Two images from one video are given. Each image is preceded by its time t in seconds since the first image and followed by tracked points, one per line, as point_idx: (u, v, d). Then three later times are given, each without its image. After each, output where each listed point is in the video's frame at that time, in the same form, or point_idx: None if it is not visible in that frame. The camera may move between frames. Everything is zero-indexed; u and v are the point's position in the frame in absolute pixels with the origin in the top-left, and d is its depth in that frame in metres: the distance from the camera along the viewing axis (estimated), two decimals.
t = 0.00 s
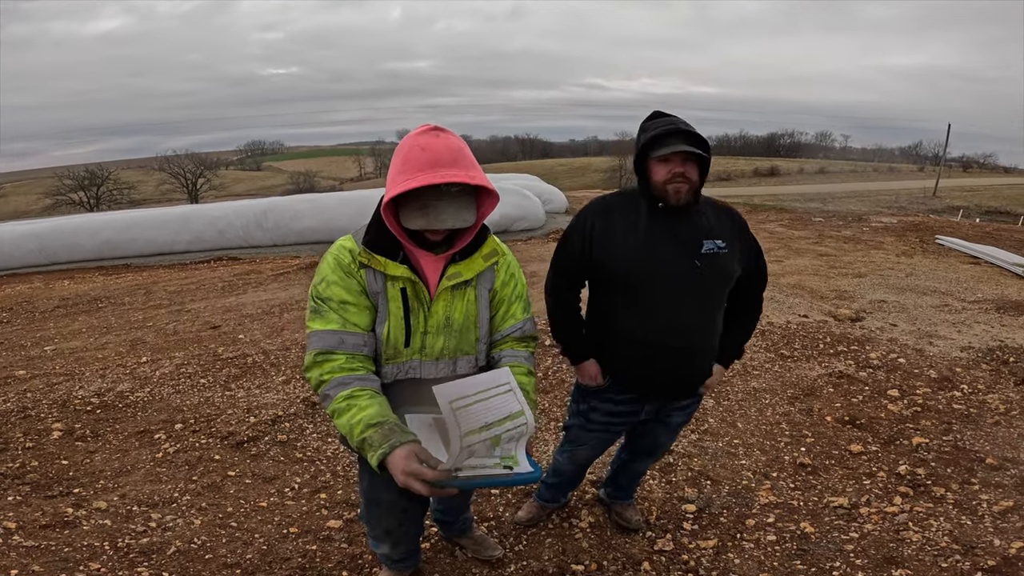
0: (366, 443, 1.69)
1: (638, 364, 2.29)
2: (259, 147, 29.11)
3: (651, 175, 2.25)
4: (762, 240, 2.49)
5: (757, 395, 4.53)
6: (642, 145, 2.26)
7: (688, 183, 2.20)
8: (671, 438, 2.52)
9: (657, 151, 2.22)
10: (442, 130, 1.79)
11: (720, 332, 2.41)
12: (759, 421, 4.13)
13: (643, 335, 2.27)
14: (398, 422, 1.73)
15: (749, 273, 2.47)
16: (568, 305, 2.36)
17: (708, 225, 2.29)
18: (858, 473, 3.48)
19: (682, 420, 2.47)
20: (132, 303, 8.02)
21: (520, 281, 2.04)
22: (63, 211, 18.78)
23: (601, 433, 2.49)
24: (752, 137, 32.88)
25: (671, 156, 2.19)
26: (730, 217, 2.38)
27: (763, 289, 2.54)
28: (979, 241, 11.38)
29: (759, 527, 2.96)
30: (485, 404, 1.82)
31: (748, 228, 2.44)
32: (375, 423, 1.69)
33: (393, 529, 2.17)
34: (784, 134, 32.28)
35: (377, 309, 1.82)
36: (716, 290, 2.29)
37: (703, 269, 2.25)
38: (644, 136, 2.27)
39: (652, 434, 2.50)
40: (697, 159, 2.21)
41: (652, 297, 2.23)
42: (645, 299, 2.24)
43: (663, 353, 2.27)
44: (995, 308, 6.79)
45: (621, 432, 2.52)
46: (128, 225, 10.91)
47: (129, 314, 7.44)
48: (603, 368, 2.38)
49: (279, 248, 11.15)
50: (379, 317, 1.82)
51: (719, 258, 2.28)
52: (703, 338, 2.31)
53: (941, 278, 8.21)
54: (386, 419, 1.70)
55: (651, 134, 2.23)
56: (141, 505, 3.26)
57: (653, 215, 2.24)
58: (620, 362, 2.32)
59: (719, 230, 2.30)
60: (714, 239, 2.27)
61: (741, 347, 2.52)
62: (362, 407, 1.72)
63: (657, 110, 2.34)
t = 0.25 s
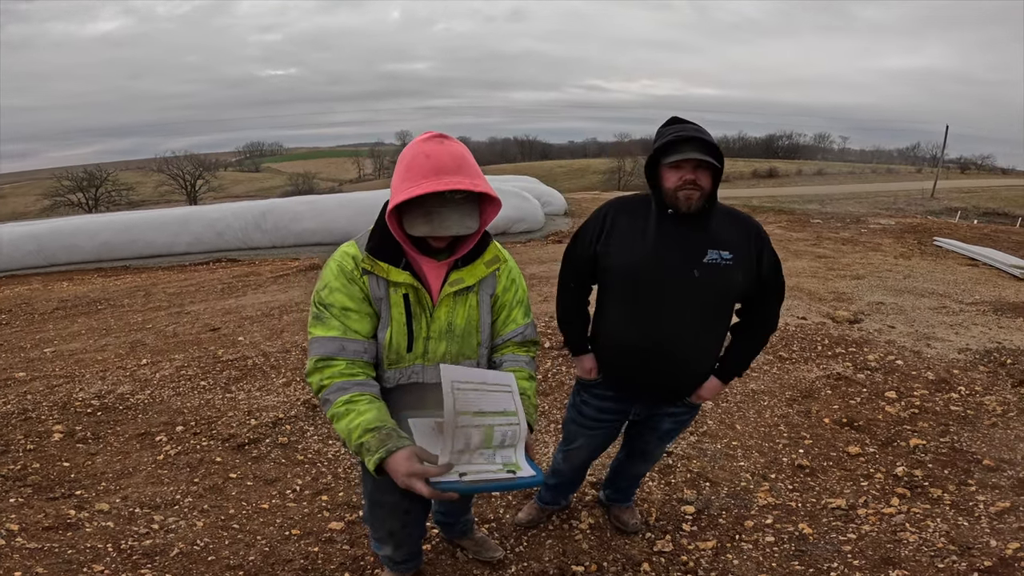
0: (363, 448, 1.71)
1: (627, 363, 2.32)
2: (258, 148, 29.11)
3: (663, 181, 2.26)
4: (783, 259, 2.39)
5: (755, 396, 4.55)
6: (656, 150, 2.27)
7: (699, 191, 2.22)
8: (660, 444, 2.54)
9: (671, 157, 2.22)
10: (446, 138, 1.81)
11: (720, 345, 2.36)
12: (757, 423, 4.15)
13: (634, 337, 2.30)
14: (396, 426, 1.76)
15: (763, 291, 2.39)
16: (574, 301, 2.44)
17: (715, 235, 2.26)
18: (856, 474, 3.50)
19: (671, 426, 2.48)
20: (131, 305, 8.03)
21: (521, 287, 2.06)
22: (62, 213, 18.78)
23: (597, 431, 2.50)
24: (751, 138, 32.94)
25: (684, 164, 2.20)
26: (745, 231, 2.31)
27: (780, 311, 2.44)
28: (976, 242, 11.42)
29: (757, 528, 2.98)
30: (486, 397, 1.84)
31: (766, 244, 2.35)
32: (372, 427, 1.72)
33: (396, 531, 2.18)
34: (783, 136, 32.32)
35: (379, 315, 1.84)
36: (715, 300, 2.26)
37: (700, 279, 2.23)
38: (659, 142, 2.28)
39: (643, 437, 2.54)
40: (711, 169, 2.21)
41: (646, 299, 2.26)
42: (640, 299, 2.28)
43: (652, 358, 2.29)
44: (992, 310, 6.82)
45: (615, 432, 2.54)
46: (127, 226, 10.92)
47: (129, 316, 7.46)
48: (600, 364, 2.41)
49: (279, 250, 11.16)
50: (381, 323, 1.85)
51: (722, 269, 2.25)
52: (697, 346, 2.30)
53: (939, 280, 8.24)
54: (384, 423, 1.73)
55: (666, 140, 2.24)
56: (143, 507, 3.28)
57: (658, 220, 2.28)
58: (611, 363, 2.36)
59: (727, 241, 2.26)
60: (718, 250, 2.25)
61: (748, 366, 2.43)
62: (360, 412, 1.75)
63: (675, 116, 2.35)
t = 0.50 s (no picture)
0: (360, 449, 1.73)
1: (625, 369, 2.35)
2: (255, 151, 29.10)
3: (670, 195, 2.25)
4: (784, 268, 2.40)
5: (751, 400, 4.58)
6: (665, 163, 2.23)
7: (707, 205, 2.22)
8: (655, 449, 2.56)
9: (683, 172, 2.20)
10: (443, 143, 1.85)
11: (718, 353, 2.38)
12: (753, 426, 4.18)
13: (631, 344, 2.34)
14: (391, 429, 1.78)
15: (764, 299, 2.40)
16: (577, 306, 2.49)
17: (717, 244, 2.28)
18: (851, 477, 3.53)
19: (666, 432, 2.50)
20: (127, 309, 8.02)
21: (519, 292, 2.09)
22: (57, 215, 18.74)
23: (595, 434, 2.53)
24: (746, 142, 33.08)
25: (697, 178, 2.19)
26: (746, 240, 2.32)
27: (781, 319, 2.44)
28: (970, 246, 11.50)
29: (753, 531, 3.00)
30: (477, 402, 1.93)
31: (769, 255, 2.36)
32: (369, 429, 1.75)
33: (398, 535, 2.18)
34: (779, 140, 32.42)
35: (379, 323, 1.86)
36: (714, 308, 2.28)
37: (697, 291, 2.26)
38: (666, 155, 2.24)
39: (639, 441, 2.56)
40: (721, 182, 2.22)
41: (646, 307, 2.30)
42: (640, 307, 2.31)
43: (649, 366, 2.32)
44: (986, 314, 6.87)
45: (613, 435, 2.57)
46: (122, 229, 10.91)
47: (125, 320, 7.45)
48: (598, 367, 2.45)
49: (275, 254, 11.17)
50: (380, 332, 1.86)
51: (722, 278, 2.27)
52: (695, 353, 2.32)
53: (933, 284, 8.30)
54: (379, 426, 1.76)
55: (675, 153, 2.20)
56: (142, 511, 3.29)
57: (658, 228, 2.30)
58: (608, 368, 2.39)
59: (728, 251, 2.28)
60: (717, 259, 2.27)
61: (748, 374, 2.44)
62: (356, 416, 1.77)
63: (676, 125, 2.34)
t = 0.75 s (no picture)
0: (386, 456, 1.74)
1: (631, 375, 2.36)
2: (250, 155, 29.05)
3: (692, 207, 2.20)
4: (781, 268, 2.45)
5: (747, 403, 4.60)
6: (692, 181, 2.16)
7: (725, 214, 2.23)
8: (658, 452, 2.57)
9: (712, 186, 2.16)
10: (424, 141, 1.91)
11: (719, 355, 2.42)
12: (749, 429, 4.20)
13: (636, 352, 2.34)
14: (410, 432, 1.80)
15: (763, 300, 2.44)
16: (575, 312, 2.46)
17: (720, 249, 2.29)
18: (846, 479, 3.56)
19: (669, 434, 2.52)
20: (121, 313, 7.99)
21: (515, 291, 2.13)
22: (50, 218, 18.65)
23: (597, 438, 2.53)
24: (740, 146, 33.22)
25: (725, 190, 2.17)
26: (745, 244, 2.35)
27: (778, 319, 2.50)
28: (962, 250, 11.59)
29: (751, 533, 3.02)
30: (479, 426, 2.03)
31: (767, 259, 2.40)
32: (390, 435, 1.76)
33: (400, 539, 2.18)
34: (772, 144, 32.59)
35: (380, 331, 1.86)
36: (717, 313, 2.31)
37: (703, 299, 2.28)
38: (688, 172, 2.18)
39: (642, 444, 2.57)
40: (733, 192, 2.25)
41: (650, 313, 2.30)
42: (645, 313, 2.30)
43: (654, 372, 2.33)
44: (978, 316, 6.92)
45: (615, 441, 2.59)
46: (116, 233, 10.87)
47: (119, 324, 7.42)
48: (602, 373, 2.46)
49: (270, 258, 11.15)
50: (382, 339, 1.87)
51: (725, 283, 2.29)
52: (699, 357, 2.34)
53: (926, 288, 8.36)
54: (399, 431, 1.77)
55: (699, 169, 2.16)
56: (137, 515, 3.27)
57: (661, 235, 2.29)
58: (613, 373, 2.40)
59: (730, 255, 2.30)
60: (720, 263, 2.29)
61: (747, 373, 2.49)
62: (374, 424, 1.78)
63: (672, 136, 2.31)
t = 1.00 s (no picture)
0: (401, 457, 1.77)
1: (641, 382, 2.36)
2: (244, 158, 28.98)
3: (693, 213, 2.21)
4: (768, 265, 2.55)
5: (742, 406, 4.62)
6: (693, 188, 2.16)
7: (724, 219, 2.26)
8: (665, 452, 2.59)
9: (714, 192, 2.17)
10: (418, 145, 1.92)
11: (721, 354, 2.47)
12: (744, 431, 4.22)
13: (647, 360, 2.34)
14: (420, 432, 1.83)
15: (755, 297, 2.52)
16: (577, 322, 2.42)
17: (719, 252, 2.34)
18: (841, 480, 3.58)
19: (677, 435, 2.53)
20: (114, 317, 7.96)
21: (510, 289, 2.17)
22: (42, 221, 18.55)
23: (597, 442, 2.55)
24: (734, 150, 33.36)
25: (727, 196, 2.18)
26: (739, 245, 2.41)
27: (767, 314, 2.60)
28: (953, 252, 11.68)
29: (747, 534, 3.04)
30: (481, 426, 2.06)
31: (758, 257, 2.48)
32: (403, 436, 1.79)
33: (405, 544, 2.15)
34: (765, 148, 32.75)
35: (381, 337, 1.86)
36: (722, 315, 2.35)
37: (710, 303, 2.30)
38: (690, 179, 2.19)
39: (648, 447, 2.57)
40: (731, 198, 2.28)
41: (661, 320, 2.29)
42: (655, 321, 2.30)
43: (665, 377, 2.34)
44: (970, 319, 6.97)
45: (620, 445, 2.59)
46: (109, 236, 10.83)
47: (112, 328, 7.39)
48: (611, 384, 2.46)
49: (264, 262, 11.12)
50: (383, 345, 1.87)
51: (727, 285, 2.33)
52: (706, 360, 2.38)
53: (918, 290, 8.41)
54: (410, 431, 1.80)
55: (701, 176, 2.17)
56: (133, 519, 3.26)
57: (666, 242, 2.29)
58: (622, 381, 2.40)
59: (729, 256, 2.35)
60: (722, 266, 2.33)
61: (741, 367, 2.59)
62: (382, 429, 1.79)
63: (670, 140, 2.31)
